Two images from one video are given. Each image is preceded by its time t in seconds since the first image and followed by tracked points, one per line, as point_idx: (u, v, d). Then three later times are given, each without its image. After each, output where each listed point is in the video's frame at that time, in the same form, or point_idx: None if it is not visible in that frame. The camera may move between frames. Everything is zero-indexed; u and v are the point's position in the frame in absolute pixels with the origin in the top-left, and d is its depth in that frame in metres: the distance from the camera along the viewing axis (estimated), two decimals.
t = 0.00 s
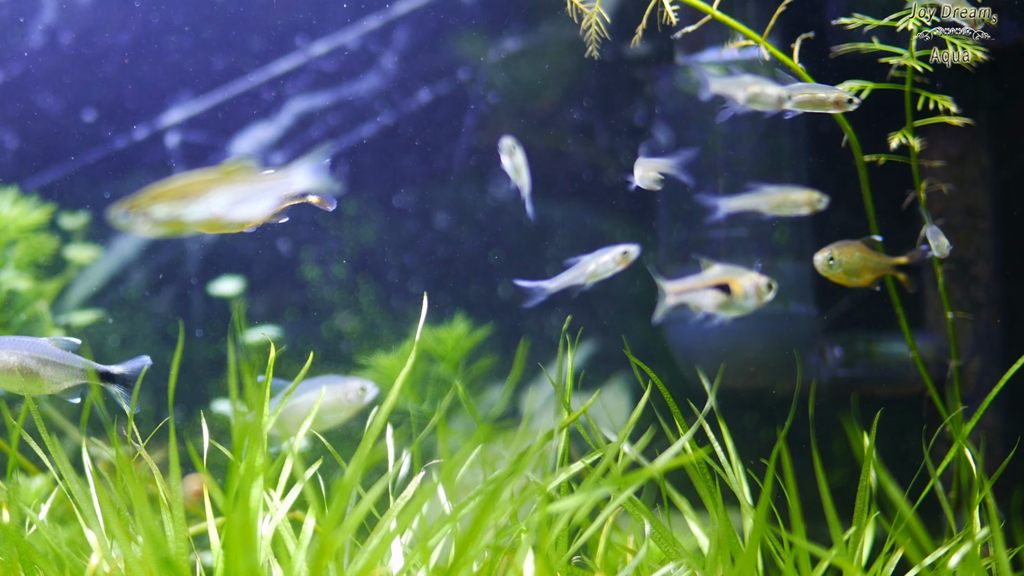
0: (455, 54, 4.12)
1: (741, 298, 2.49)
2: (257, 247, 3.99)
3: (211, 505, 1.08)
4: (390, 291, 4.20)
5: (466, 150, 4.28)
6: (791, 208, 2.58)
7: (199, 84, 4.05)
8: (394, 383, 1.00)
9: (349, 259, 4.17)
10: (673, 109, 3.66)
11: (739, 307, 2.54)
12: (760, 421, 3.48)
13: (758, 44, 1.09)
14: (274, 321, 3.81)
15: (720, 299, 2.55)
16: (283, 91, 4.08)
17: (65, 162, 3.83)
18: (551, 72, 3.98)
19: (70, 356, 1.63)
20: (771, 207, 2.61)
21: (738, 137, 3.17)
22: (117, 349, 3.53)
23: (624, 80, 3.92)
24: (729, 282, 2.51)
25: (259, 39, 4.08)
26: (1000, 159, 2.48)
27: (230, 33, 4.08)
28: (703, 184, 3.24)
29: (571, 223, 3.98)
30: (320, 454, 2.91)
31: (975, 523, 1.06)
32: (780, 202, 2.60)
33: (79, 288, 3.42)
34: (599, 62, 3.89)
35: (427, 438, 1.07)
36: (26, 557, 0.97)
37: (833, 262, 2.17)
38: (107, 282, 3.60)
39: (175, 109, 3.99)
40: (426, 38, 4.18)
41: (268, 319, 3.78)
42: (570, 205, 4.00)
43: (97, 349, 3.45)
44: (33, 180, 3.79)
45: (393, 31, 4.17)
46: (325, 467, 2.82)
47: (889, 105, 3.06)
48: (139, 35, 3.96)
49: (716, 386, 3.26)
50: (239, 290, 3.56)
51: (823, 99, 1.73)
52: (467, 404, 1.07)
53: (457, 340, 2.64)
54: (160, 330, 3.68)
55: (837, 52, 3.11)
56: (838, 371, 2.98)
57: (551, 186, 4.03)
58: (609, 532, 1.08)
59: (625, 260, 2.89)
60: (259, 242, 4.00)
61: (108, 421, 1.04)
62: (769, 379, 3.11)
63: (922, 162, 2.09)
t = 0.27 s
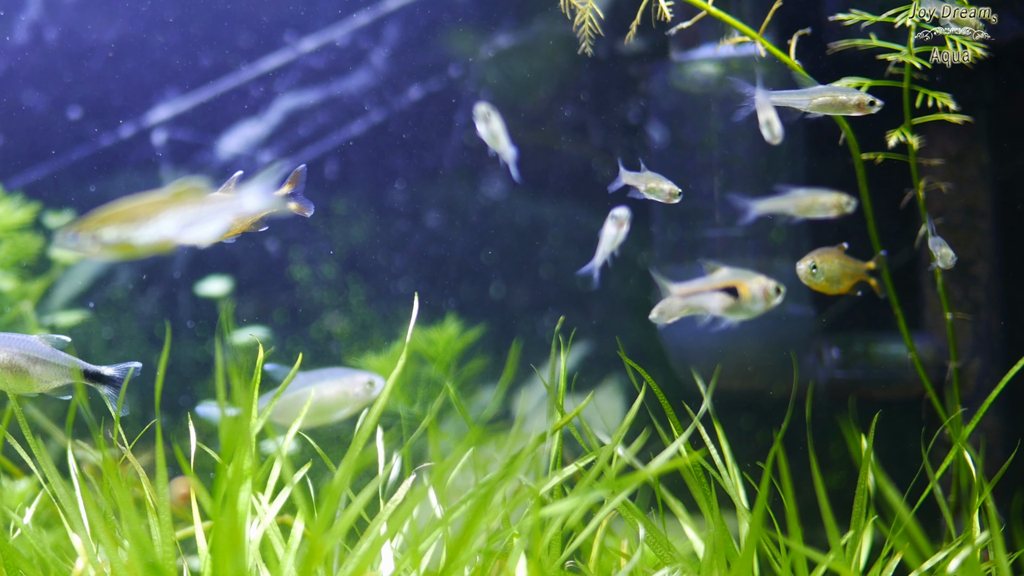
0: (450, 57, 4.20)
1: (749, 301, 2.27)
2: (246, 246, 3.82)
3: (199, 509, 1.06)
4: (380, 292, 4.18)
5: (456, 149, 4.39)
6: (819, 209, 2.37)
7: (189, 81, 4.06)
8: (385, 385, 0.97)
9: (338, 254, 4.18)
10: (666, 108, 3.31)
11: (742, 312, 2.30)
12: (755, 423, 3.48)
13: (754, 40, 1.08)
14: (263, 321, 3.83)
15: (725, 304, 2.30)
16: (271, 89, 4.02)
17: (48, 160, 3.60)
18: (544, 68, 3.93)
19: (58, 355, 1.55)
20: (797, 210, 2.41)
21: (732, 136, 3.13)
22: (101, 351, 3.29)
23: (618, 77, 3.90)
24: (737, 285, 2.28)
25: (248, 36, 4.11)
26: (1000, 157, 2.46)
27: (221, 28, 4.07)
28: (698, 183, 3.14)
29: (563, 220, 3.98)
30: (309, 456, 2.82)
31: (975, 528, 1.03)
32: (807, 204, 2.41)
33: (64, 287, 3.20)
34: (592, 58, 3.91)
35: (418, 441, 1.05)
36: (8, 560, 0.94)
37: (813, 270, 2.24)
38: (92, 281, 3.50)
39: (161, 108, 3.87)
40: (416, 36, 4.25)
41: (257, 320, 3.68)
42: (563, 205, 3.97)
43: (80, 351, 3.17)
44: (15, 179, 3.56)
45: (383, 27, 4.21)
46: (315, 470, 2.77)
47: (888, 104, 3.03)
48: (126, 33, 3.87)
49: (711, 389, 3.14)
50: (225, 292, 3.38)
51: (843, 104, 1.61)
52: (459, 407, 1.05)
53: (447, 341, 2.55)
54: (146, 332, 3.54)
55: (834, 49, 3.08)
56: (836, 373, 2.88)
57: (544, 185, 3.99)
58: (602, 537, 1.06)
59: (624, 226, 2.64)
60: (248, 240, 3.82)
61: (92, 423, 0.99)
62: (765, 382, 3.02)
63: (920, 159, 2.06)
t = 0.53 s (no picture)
0: (441, 51, 4.06)
1: (755, 308, 2.07)
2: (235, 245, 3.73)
3: (186, 513, 1.04)
4: (370, 292, 4.09)
5: (448, 147, 4.21)
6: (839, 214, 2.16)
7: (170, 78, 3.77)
8: (375, 387, 0.95)
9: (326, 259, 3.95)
10: (661, 106, 3.36)
11: (746, 321, 2.10)
12: (750, 426, 3.44)
13: (750, 36, 1.07)
14: (250, 323, 3.64)
15: (731, 312, 2.09)
16: (259, 85, 3.81)
17: (33, 158, 3.50)
18: (535, 64, 3.95)
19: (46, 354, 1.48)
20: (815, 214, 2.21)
21: (728, 133, 3.14)
22: (86, 351, 3.20)
23: (611, 73, 3.87)
24: (743, 290, 2.07)
25: (235, 32, 3.94)
26: (1000, 155, 2.43)
27: (207, 28, 3.92)
28: (693, 182, 3.16)
29: (555, 222, 4.01)
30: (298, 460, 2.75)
31: (975, 532, 1.01)
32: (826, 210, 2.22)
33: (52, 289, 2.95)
34: (585, 55, 3.84)
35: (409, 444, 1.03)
36: None
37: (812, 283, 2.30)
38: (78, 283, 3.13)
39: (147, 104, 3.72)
40: (406, 32, 4.10)
41: (245, 321, 3.63)
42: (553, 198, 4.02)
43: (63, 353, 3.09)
44: None
45: (374, 23, 4.05)
46: (304, 473, 2.71)
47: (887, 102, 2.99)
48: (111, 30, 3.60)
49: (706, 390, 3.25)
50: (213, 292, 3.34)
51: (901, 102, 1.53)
52: (450, 409, 1.03)
53: (439, 342, 2.54)
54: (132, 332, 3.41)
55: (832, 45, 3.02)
56: (833, 375, 2.84)
57: (537, 184, 4.00)
58: (595, 541, 1.05)
59: (621, 209, 2.44)
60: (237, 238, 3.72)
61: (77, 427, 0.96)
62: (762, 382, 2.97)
63: (917, 157, 2.04)
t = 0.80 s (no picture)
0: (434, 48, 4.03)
1: (761, 316, 1.99)
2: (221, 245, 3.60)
3: (172, 517, 1.02)
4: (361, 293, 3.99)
5: (438, 145, 4.13)
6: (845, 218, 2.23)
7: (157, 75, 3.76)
8: (363, 388, 0.92)
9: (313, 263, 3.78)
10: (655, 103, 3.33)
11: (752, 328, 2.04)
12: (747, 429, 3.37)
13: (746, 32, 1.06)
14: (238, 324, 3.56)
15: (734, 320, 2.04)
16: (247, 83, 3.82)
17: (16, 157, 3.43)
18: (528, 61, 3.78)
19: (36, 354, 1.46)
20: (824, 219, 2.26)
21: (723, 130, 3.03)
22: (71, 354, 3.17)
23: (606, 70, 3.79)
24: (747, 298, 1.99)
25: (222, 28, 3.93)
26: (1002, 154, 2.40)
27: (194, 24, 3.89)
28: (690, 180, 3.05)
29: (549, 221, 3.86)
30: (286, 462, 2.74)
31: (974, 535, 0.99)
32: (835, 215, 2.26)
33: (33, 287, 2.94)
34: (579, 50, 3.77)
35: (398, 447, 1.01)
36: None
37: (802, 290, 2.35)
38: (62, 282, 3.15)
39: (134, 102, 3.65)
40: (395, 29, 4.04)
41: (232, 322, 3.57)
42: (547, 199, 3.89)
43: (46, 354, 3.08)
44: None
45: (363, 19, 4.02)
46: (292, 476, 2.71)
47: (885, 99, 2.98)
48: (100, 25, 3.64)
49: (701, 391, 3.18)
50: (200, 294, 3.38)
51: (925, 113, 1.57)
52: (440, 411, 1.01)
53: (429, 343, 2.50)
54: (118, 334, 3.34)
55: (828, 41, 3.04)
56: (830, 376, 2.83)
57: (529, 184, 3.92)
58: (589, 544, 1.03)
59: (613, 190, 2.36)
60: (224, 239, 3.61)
61: (62, 430, 0.94)
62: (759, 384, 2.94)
63: (915, 155, 2.01)
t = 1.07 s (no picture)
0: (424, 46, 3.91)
1: (768, 323, 2.35)
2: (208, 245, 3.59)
3: (158, 521, 1.00)
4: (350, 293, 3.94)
5: (430, 144, 4.02)
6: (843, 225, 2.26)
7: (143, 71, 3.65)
8: (352, 392, 0.89)
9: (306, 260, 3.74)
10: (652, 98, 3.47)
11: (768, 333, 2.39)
12: (742, 432, 3.22)
13: (742, 28, 1.03)
14: (224, 325, 3.67)
15: (744, 327, 2.42)
16: (234, 80, 3.70)
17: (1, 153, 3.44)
18: (520, 58, 3.75)
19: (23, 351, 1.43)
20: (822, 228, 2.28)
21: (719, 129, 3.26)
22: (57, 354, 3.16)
23: (598, 66, 3.68)
24: (756, 307, 2.37)
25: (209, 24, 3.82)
26: (1001, 153, 2.39)
27: (178, 20, 3.76)
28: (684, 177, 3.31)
29: (541, 220, 3.76)
30: (274, 466, 2.70)
31: (974, 541, 0.97)
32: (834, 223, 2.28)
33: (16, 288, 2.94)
34: (571, 49, 3.62)
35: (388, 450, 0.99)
36: None
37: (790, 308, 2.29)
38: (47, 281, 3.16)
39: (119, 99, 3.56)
40: (383, 25, 3.90)
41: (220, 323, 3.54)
42: (536, 196, 3.77)
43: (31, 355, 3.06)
44: None
45: (353, 14, 3.89)
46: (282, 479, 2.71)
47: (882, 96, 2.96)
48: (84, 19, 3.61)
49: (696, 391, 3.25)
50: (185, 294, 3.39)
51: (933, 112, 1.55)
52: (431, 414, 0.99)
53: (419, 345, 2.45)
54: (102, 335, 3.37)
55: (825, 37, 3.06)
56: (827, 378, 2.85)
57: (521, 183, 3.79)
58: (582, 549, 1.01)
59: (614, 168, 2.61)
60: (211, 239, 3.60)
61: (47, 433, 0.91)
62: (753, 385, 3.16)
63: (913, 153, 1.99)
